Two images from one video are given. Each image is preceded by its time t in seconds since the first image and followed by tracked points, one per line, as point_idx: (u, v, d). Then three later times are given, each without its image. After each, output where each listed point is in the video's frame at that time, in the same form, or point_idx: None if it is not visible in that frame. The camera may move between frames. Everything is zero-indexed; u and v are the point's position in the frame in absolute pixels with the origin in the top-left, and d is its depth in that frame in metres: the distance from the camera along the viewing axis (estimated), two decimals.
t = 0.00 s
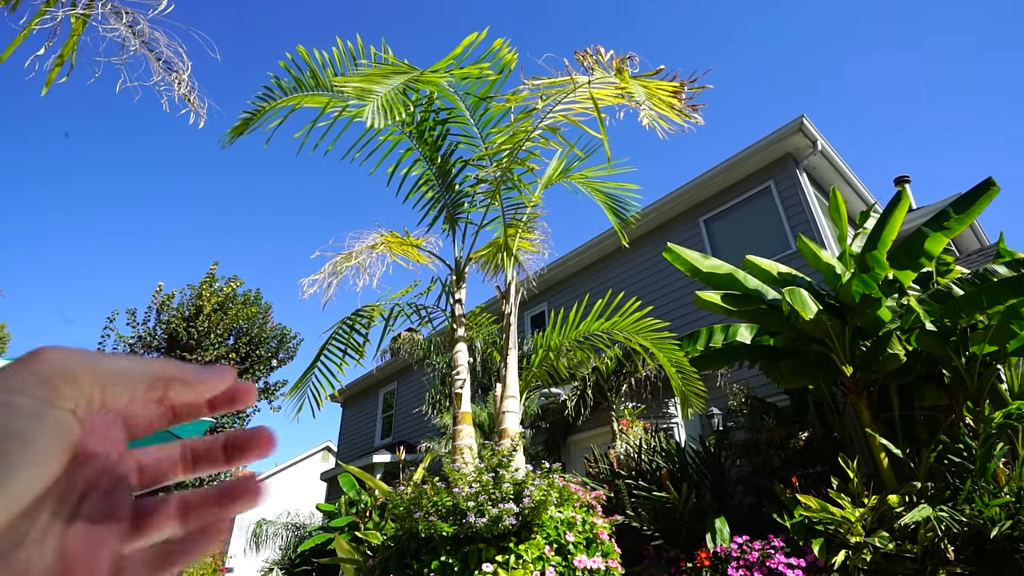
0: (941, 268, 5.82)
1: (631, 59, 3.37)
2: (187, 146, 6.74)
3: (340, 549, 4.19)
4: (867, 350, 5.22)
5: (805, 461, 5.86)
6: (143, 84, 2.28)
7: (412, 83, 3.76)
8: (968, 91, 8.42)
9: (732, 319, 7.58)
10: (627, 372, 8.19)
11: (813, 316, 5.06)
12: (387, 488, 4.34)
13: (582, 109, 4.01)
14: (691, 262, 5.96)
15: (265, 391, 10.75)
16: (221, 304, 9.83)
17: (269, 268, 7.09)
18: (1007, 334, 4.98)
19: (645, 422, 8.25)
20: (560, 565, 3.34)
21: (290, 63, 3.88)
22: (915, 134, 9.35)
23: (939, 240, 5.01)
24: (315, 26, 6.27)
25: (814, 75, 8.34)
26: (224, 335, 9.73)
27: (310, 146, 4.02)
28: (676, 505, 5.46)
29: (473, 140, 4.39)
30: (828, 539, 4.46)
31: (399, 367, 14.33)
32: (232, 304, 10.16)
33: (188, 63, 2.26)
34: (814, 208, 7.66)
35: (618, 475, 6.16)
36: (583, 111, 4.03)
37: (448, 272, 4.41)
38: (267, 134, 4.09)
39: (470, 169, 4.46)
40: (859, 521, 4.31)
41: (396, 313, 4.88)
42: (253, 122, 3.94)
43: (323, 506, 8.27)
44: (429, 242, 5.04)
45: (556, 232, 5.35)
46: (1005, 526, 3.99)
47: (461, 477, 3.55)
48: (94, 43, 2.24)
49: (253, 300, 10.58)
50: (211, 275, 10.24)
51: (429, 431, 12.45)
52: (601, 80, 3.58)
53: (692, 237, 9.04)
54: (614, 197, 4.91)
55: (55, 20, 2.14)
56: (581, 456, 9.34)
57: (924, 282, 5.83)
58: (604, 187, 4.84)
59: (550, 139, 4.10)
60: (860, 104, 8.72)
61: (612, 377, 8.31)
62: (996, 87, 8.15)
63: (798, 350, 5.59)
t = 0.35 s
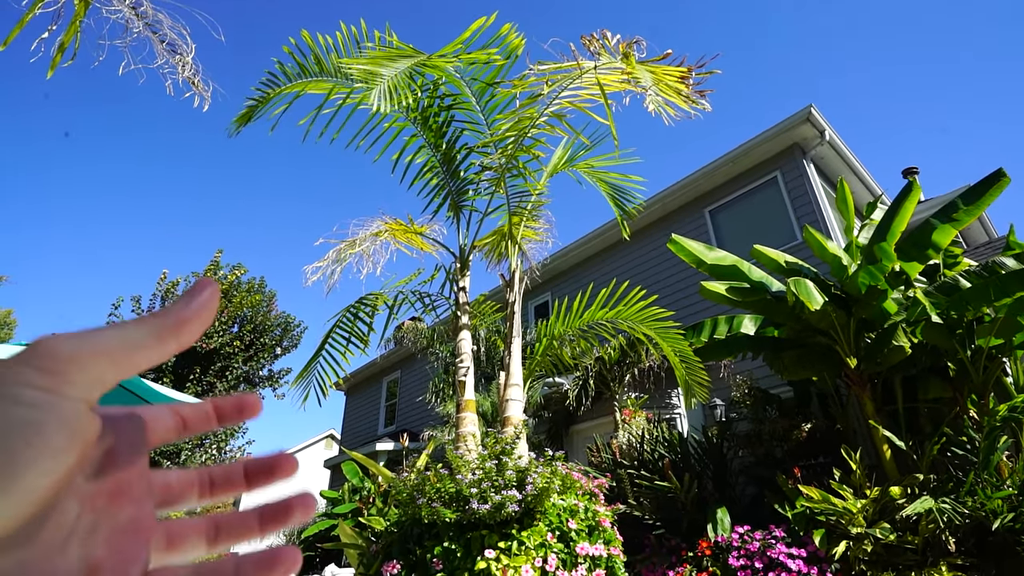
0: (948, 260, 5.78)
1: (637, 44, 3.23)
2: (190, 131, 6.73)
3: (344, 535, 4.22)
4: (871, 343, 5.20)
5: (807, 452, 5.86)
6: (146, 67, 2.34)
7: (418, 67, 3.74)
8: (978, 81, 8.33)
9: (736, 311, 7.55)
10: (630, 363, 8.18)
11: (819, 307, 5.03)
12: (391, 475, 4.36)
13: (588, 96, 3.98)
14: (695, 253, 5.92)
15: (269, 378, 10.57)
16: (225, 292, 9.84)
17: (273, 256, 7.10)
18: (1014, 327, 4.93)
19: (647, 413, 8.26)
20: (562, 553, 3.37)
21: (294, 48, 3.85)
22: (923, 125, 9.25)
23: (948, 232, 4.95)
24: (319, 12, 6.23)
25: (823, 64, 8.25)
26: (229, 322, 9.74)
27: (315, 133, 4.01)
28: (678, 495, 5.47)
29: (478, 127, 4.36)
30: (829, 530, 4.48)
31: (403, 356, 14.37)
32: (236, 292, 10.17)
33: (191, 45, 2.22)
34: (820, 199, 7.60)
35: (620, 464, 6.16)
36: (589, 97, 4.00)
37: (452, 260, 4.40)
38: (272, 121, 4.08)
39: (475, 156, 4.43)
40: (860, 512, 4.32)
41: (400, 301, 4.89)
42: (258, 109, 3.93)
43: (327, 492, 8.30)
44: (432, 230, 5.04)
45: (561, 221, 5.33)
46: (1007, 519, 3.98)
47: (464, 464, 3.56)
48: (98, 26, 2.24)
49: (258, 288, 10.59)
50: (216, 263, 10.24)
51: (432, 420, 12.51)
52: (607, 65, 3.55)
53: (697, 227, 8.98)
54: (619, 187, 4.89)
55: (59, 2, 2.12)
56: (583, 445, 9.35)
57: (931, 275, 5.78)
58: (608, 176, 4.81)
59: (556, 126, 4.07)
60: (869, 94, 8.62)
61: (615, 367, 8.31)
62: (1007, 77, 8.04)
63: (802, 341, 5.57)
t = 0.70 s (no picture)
0: (958, 262, 5.72)
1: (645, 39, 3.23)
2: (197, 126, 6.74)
3: (348, 529, 4.23)
4: (878, 344, 5.16)
5: (812, 454, 5.83)
6: (157, 61, 2.30)
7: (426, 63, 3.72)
8: (989, 82, 8.26)
9: (742, 311, 7.51)
10: (635, 361, 8.15)
11: (827, 306, 5.01)
12: (395, 470, 4.37)
13: (596, 93, 3.97)
14: (701, 253, 5.88)
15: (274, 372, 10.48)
16: (231, 286, 9.85)
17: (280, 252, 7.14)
18: None
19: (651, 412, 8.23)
20: (566, 550, 3.36)
21: (302, 46, 3.83)
22: (932, 126, 9.20)
23: (958, 234, 4.89)
24: (326, 7, 6.22)
25: (832, 64, 8.19)
26: (234, 317, 9.75)
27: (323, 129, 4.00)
28: (682, 495, 5.44)
29: (486, 123, 4.35)
30: (835, 532, 4.45)
31: (407, 353, 14.39)
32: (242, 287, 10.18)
33: (200, 41, 2.21)
34: (829, 200, 7.55)
35: (624, 463, 6.14)
36: (597, 94, 3.98)
37: (458, 256, 4.40)
38: (280, 117, 4.08)
39: (482, 152, 4.43)
40: (866, 515, 4.30)
41: (407, 297, 4.92)
42: (267, 106, 3.93)
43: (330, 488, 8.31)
44: (439, 227, 5.01)
45: (567, 218, 5.32)
46: (1015, 524, 3.94)
47: (468, 461, 3.56)
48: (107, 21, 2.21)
49: (264, 283, 10.58)
50: (222, 257, 10.22)
51: (436, 416, 12.52)
52: (616, 60, 3.53)
53: (704, 227, 8.94)
54: (625, 184, 4.87)
55: None
56: (587, 443, 9.35)
57: (940, 277, 5.73)
58: (615, 173, 4.79)
59: (563, 123, 4.06)
60: (877, 94, 8.56)
61: (620, 366, 8.28)
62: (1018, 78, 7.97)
63: (809, 342, 5.53)
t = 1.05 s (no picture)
0: (961, 264, 5.70)
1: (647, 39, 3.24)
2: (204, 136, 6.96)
3: (351, 536, 4.22)
4: (883, 347, 5.15)
5: (816, 458, 5.80)
6: (160, 72, 2.27)
7: (428, 70, 3.74)
8: (991, 83, 8.25)
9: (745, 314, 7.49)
10: (638, 365, 8.14)
11: (834, 308, 5.08)
12: (398, 476, 4.35)
13: (599, 97, 3.97)
14: (704, 256, 5.87)
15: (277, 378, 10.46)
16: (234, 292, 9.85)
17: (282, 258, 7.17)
18: None
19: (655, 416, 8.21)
20: (570, 557, 3.33)
21: (304, 55, 3.87)
22: (934, 128, 9.19)
23: (960, 236, 4.87)
24: (328, 14, 6.25)
25: (834, 66, 8.18)
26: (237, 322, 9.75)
27: (327, 136, 4.01)
28: (687, 499, 5.43)
29: (488, 128, 4.36)
30: (840, 537, 4.40)
31: (410, 357, 14.39)
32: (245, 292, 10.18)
33: (203, 51, 2.27)
34: (831, 203, 7.54)
35: (628, 467, 6.13)
36: (599, 98, 3.99)
37: (461, 261, 4.41)
38: (283, 125, 4.09)
39: (485, 157, 4.45)
40: (872, 519, 4.24)
41: (409, 302, 4.99)
42: (270, 113, 3.95)
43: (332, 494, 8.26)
44: (442, 232, 5.07)
45: (571, 222, 5.32)
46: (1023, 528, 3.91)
47: (472, 466, 3.54)
48: (111, 33, 2.22)
49: (266, 288, 10.59)
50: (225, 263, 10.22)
51: (439, 421, 12.50)
52: (617, 64, 3.54)
53: (706, 231, 8.93)
54: (627, 188, 4.89)
55: (74, 10, 2.14)
56: (590, 448, 9.33)
57: (943, 279, 5.71)
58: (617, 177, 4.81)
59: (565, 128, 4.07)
60: (878, 97, 8.56)
61: (623, 370, 8.26)
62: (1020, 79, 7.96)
63: (813, 346, 5.50)
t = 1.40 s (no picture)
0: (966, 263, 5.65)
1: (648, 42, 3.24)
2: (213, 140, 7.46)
3: (357, 543, 4.22)
4: (888, 346, 5.07)
5: (822, 459, 5.78)
6: (162, 81, 2.29)
7: (428, 76, 3.74)
8: (994, 81, 8.20)
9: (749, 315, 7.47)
10: (643, 368, 8.12)
11: (841, 307, 5.08)
12: (404, 482, 4.35)
13: (599, 100, 3.95)
14: (707, 257, 5.86)
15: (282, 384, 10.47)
16: (238, 299, 9.88)
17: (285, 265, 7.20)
18: None
19: (660, 418, 8.19)
20: (577, 562, 3.30)
21: (304, 61, 3.88)
22: (936, 125, 9.14)
23: (964, 234, 4.86)
24: (328, 20, 6.27)
25: (837, 64, 8.13)
26: (241, 329, 9.78)
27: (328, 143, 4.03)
28: (693, 502, 5.39)
29: (489, 133, 4.36)
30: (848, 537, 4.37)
31: (414, 362, 14.40)
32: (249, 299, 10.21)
33: (204, 59, 2.27)
34: (834, 202, 7.51)
35: (633, 469, 6.10)
36: (600, 101, 3.98)
37: (464, 266, 4.41)
38: (284, 132, 4.11)
39: (486, 162, 4.47)
40: (880, 519, 4.22)
41: (413, 307, 4.97)
42: (272, 120, 3.97)
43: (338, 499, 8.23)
44: (444, 236, 4.99)
45: (573, 225, 5.32)
46: None
47: (477, 472, 3.54)
48: (113, 44, 2.25)
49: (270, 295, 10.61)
50: (229, 270, 10.20)
51: (444, 425, 12.50)
52: (618, 67, 3.53)
53: (709, 232, 8.91)
54: (629, 191, 4.87)
55: (76, 21, 2.16)
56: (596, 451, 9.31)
57: (949, 278, 5.66)
58: (619, 181, 4.79)
59: (566, 131, 4.06)
60: (880, 94, 8.54)
61: (627, 372, 8.24)
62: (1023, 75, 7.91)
63: (818, 346, 5.46)
